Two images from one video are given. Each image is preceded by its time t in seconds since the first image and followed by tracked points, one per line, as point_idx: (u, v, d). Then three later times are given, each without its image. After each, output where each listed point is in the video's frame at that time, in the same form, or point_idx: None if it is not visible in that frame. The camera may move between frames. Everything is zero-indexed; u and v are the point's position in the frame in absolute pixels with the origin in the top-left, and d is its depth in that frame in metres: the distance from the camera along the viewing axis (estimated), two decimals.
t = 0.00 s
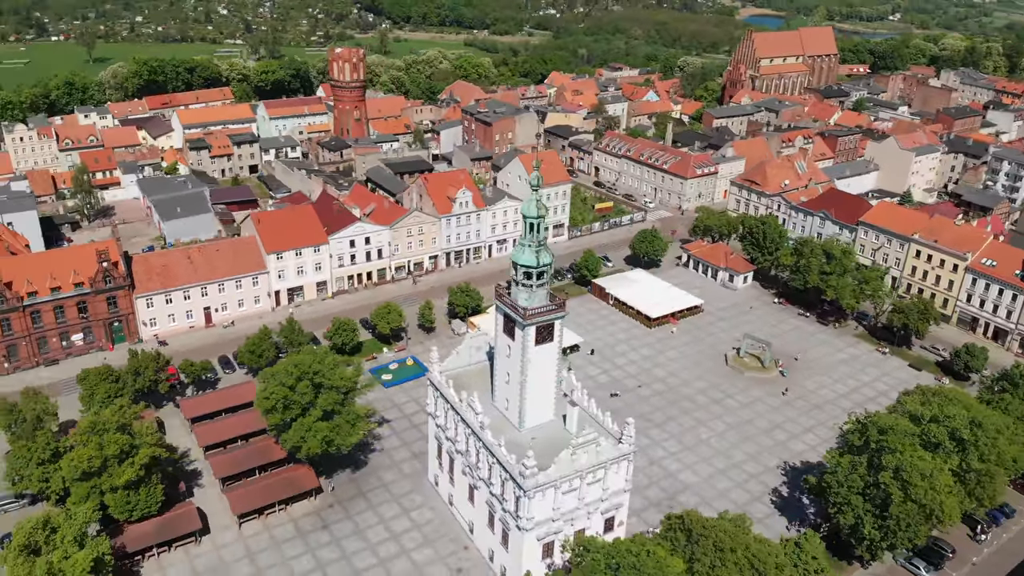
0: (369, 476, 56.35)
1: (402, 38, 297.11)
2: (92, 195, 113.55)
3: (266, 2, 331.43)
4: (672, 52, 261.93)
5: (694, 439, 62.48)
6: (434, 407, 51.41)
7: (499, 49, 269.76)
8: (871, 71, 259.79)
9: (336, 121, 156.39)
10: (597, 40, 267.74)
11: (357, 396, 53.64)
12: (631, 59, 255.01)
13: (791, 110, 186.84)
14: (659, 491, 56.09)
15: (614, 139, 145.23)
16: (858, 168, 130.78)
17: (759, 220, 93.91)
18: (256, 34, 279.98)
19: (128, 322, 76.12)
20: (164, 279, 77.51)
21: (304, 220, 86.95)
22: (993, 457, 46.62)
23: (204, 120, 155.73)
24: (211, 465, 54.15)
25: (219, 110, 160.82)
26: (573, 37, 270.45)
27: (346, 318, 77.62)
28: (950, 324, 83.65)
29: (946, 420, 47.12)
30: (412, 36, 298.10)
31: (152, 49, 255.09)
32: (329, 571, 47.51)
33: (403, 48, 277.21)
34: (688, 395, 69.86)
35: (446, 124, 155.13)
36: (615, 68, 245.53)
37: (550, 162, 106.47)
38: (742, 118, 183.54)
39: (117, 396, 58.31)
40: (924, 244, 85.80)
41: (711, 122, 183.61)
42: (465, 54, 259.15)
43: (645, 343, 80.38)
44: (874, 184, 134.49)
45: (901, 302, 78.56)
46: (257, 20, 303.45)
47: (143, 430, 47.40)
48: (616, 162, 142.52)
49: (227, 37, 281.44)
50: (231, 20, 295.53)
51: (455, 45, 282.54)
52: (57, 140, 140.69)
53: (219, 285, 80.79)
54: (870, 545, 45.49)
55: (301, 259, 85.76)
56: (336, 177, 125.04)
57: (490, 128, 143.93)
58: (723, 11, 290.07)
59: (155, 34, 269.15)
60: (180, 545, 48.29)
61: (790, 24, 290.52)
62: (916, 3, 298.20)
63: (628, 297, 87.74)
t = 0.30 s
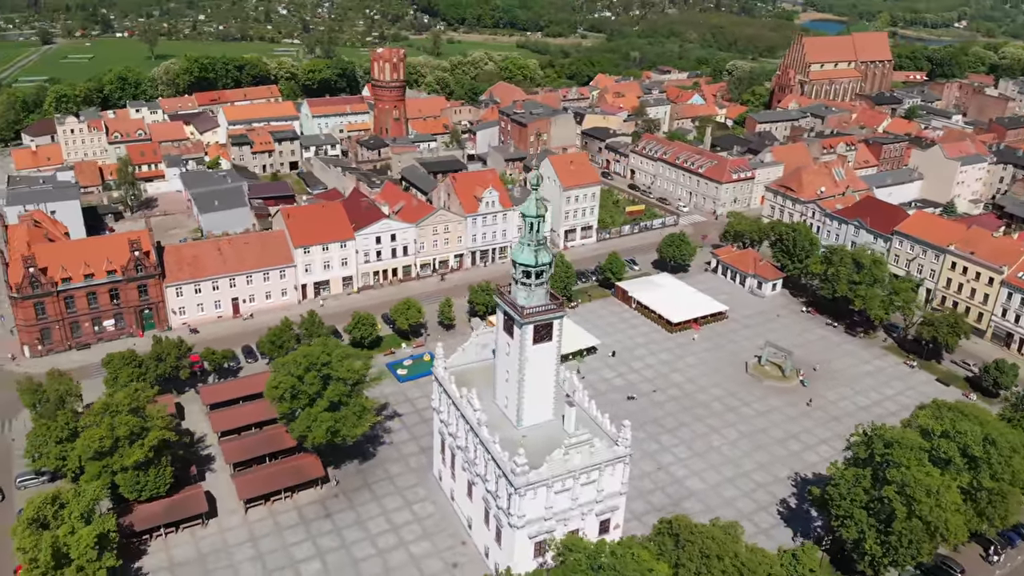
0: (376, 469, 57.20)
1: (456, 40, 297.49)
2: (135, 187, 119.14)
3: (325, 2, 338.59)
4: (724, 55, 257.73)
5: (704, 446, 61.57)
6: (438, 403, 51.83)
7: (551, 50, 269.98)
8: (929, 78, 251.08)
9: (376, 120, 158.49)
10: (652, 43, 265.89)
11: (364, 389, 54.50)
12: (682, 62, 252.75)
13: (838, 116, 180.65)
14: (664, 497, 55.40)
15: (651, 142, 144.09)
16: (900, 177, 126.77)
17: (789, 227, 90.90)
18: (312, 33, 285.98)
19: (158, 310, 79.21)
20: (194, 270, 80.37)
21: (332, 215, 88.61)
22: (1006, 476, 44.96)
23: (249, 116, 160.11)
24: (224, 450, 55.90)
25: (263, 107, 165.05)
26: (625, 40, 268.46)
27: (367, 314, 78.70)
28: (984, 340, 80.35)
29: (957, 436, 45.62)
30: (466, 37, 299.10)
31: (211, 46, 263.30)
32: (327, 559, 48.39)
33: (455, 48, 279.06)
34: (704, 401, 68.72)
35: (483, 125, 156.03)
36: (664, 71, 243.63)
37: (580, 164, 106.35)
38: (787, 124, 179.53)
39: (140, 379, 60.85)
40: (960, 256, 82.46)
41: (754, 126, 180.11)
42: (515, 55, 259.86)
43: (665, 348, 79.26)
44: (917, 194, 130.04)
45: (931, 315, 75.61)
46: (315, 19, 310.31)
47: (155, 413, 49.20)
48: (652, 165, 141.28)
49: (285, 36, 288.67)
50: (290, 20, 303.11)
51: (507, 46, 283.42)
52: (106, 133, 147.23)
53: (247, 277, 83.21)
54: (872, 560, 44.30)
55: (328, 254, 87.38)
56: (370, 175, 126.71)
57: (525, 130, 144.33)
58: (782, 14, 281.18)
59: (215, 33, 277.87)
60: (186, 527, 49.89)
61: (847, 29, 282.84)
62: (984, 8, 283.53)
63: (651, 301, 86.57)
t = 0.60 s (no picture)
0: (384, 460, 58.20)
1: (511, 41, 297.00)
2: (179, 179, 124.14)
3: (385, 3, 344.91)
4: (780, 60, 252.49)
5: (714, 453, 60.67)
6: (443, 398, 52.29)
7: (606, 53, 269.53)
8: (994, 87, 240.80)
9: (416, 120, 160.37)
10: (710, 46, 263.65)
11: (373, 381, 55.73)
12: (736, 67, 249.06)
13: (887, 124, 174.21)
14: (667, 501, 54.78)
15: (690, 145, 142.16)
16: (947, 188, 122.42)
17: (822, 234, 87.90)
18: (370, 34, 291.77)
19: (190, 299, 82.32)
20: (225, 261, 83.07)
21: (361, 212, 90.20)
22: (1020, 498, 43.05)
23: (294, 114, 164.31)
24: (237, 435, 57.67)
25: (309, 105, 169.11)
26: (679, 45, 266.05)
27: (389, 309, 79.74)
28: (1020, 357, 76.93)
29: (966, 453, 44.13)
30: (520, 39, 299.84)
31: (271, 45, 271.34)
32: (326, 546, 49.42)
33: (509, 49, 280.51)
34: (719, 409, 67.59)
35: (521, 126, 156.60)
36: (715, 75, 240.54)
37: (611, 166, 105.96)
38: (835, 131, 175.11)
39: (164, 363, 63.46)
40: (997, 269, 79.34)
41: (800, 133, 175.98)
42: (567, 58, 260.32)
43: (685, 353, 78.18)
44: (964, 206, 125.25)
45: (963, 329, 72.70)
46: (374, 20, 316.56)
47: (168, 397, 51.29)
48: (690, 169, 139.29)
49: (344, 36, 295.47)
50: (350, 21, 310.30)
51: (561, 49, 284.04)
52: (157, 127, 153.23)
53: (277, 270, 85.56)
54: None
55: (355, 249, 88.98)
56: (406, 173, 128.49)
57: (562, 131, 144.54)
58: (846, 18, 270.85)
59: (277, 33, 286.48)
60: (194, 508, 51.66)
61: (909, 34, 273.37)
62: None
63: (674, 307, 85.53)
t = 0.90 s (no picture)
0: (392, 453, 59.12)
1: (564, 44, 294.81)
2: (219, 174, 128.38)
3: (441, 5, 348.96)
4: (833, 67, 246.72)
5: (723, 460, 59.77)
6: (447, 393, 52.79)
7: (658, 56, 267.29)
8: None
9: (454, 121, 161.88)
10: (766, 51, 259.96)
11: (382, 374, 56.78)
12: (787, 72, 244.76)
13: (936, 133, 168.32)
14: (670, 507, 54.26)
15: (727, 151, 139.81)
16: (992, 199, 117.38)
17: (851, 242, 85.15)
18: (424, 36, 295.46)
19: (219, 290, 85.24)
20: (255, 254, 85.58)
21: (388, 209, 91.51)
22: None
23: (337, 114, 168.09)
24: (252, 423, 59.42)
25: (351, 105, 172.32)
26: (731, 51, 262.40)
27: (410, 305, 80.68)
28: None
29: (973, 469, 42.79)
30: (574, 42, 298.39)
31: (327, 45, 277.15)
32: (327, 534, 50.47)
33: (561, 51, 280.14)
34: (733, 416, 66.49)
35: (557, 129, 156.34)
36: (765, 80, 236.56)
37: (641, 169, 105.36)
38: (881, 139, 170.27)
39: (187, 351, 66.00)
40: None
41: (844, 140, 171.62)
42: (616, 62, 259.37)
43: (704, 360, 77.07)
44: (1011, 218, 119.81)
45: (993, 344, 69.94)
46: (429, 22, 320.59)
47: (183, 382, 53.28)
48: (727, 174, 136.39)
49: (398, 37, 300.17)
50: (405, 23, 314.94)
51: (613, 52, 282.80)
52: (203, 123, 158.06)
53: (304, 264, 87.62)
54: None
55: (381, 246, 90.35)
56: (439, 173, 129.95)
57: (596, 134, 144.39)
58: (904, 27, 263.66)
59: (334, 34, 292.92)
60: (204, 491, 53.46)
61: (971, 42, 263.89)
62: None
63: (697, 312, 84.22)
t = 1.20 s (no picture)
0: (400, 447, 60.02)
1: (619, 48, 293.06)
2: (261, 172, 132.01)
3: (498, 10, 351.04)
4: (891, 76, 240.31)
5: (732, 469, 58.92)
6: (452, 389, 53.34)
7: (714, 62, 263.42)
8: None
9: (493, 124, 163.03)
10: (826, 58, 255.36)
11: (391, 369, 57.81)
12: (842, 80, 239.61)
13: (989, 145, 162.35)
14: (672, 513, 53.82)
15: (767, 157, 136.27)
16: None
17: (884, 253, 82.60)
18: (479, 40, 297.65)
19: (250, 283, 87.94)
20: (285, 249, 87.89)
21: (416, 208, 92.66)
22: None
23: (380, 115, 170.90)
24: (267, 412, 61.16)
25: (394, 107, 175.03)
26: (789, 58, 256.88)
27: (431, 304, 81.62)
28: None
29: (978, 488, 41.40)
30: (629, 46, 295.94)
31: (383, 48, 282.19)
32: (329, 523, 51.63)
33: (615, 55, 278.46)
34: (748, 425, 65.42)
35: (595, 133, 155.62)
36: (818, 88, 231.80)
37: (673, 173, 104.64)
38: (932, 149, 164.54)
39: (211, 341, 68.45)
40: None
41: (892, 149, 166.78)
42: (669, 67, 257.00)
43: (724, 367, 75.89)
44: None
45: None
46: (485, 27, 322.79)
47: (199, 370, 55.30)
48: (766, 181, 132.85)
49: (454, 41, 303.30)
50: (461, 27, 318.91)
51: (668, 57, 279.88)
52: (249, 122, 162.77)
53: (332, 260, 89.54)
54: None
55: (407, 245, 91.62)
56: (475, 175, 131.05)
57: (633, 138, 143.61)
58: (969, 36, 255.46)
59: (391, 37, 297.70)
60: (216, 476, 55.33)
61: None
62: None
63: (720, 319, 82.88)
